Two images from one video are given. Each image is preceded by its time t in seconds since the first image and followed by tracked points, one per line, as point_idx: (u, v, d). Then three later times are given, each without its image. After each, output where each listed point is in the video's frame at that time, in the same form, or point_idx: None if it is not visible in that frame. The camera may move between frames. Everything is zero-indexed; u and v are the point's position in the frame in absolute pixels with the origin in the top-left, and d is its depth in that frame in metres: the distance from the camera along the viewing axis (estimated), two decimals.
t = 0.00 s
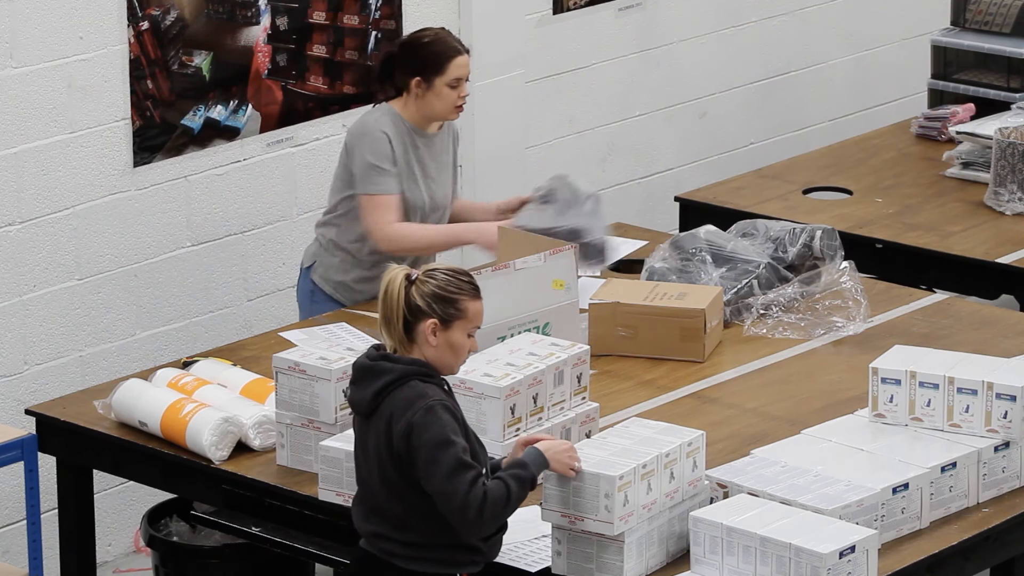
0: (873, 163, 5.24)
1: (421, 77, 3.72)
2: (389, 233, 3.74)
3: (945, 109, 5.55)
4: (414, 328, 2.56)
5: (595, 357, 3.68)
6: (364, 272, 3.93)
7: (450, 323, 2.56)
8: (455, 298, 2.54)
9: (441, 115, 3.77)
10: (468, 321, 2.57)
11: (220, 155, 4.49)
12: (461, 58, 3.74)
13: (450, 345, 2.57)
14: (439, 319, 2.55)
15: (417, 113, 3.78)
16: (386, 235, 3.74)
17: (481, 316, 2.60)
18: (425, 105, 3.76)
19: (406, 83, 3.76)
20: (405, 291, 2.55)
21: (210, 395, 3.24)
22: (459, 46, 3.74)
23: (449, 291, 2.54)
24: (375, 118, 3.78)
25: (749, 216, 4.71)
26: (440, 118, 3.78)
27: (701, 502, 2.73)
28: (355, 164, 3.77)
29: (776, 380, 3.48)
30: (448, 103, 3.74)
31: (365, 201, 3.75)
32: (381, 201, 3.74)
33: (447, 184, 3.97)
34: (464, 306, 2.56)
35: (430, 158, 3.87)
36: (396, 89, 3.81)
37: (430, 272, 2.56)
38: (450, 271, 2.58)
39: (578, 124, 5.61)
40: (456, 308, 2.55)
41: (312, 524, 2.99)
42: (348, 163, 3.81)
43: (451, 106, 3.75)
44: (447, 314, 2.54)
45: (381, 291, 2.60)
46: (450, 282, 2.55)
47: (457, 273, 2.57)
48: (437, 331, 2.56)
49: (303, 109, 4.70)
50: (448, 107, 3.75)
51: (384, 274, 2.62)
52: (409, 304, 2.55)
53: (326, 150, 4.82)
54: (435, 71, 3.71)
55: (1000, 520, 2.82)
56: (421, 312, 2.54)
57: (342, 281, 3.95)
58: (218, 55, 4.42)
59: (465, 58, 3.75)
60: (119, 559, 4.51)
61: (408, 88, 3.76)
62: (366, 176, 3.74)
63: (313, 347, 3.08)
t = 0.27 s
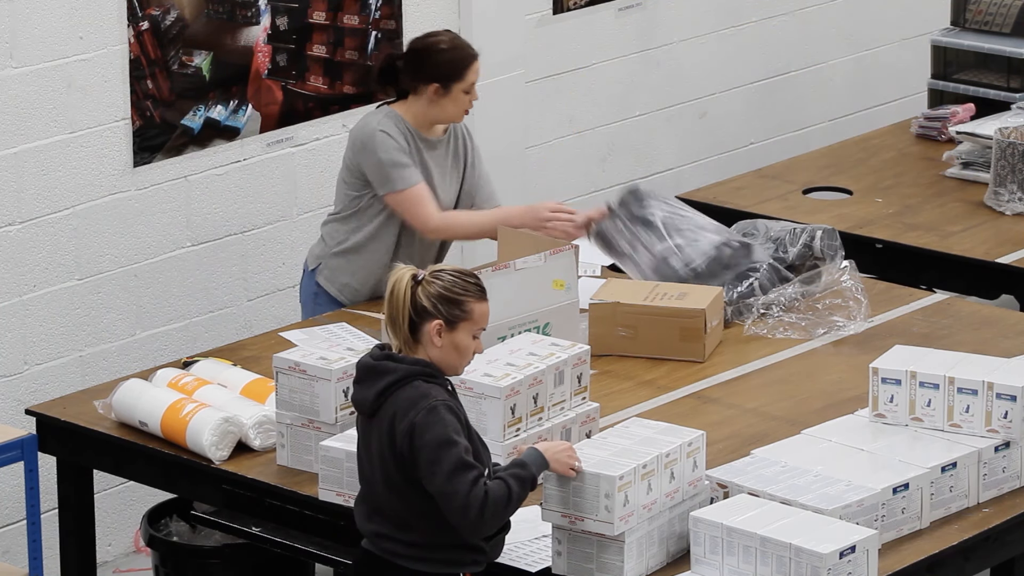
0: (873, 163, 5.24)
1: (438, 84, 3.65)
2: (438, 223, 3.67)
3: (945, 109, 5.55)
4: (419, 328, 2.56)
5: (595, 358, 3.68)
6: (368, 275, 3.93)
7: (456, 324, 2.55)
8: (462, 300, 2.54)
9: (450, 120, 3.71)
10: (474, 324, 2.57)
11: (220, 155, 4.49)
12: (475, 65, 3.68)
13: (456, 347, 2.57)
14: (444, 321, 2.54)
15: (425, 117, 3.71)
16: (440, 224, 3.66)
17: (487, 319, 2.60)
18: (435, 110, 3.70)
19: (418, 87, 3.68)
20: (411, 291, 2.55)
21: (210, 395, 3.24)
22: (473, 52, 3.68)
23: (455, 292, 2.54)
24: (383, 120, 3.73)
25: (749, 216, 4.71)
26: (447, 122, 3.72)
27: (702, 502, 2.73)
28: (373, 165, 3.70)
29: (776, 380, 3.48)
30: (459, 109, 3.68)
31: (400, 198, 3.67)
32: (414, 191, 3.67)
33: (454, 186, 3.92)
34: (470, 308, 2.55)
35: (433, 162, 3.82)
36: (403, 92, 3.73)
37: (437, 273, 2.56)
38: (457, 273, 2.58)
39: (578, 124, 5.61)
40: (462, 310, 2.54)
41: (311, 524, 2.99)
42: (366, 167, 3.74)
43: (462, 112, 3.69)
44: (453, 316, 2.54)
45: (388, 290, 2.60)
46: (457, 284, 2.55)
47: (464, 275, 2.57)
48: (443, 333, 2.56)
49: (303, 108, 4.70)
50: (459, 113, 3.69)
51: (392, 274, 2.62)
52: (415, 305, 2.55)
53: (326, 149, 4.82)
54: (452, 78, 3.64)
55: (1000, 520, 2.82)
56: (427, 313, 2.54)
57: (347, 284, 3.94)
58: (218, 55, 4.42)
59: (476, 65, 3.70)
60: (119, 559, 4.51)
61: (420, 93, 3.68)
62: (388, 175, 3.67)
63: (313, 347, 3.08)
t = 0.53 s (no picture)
0: (873, 163, 5.24)
1: (459, 98, 3.62)
2: (351, 239, 3.72)
3: (945, 109, 5.55)
4: (421, 329, 2.56)
5: (595, 358, 3.68)
6: (364, 275, 3.93)
7: (458, 326, 2.56)
8: (466, 302, 2.55)
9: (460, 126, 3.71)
10: (474, 325, 2.58)
11: (220, 155, 4.49)
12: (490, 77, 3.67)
13: (456, 348, 2.58)
14: (447, 322, 2.55)
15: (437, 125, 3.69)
16: (349, 239, 3.71)
17: (485, 320, 2.61)
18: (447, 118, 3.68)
19: (435, 97, 3.63)
20: (415, 292, 2.54)
21: (210, 395, 3.24)
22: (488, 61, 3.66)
23: (459, 294, 2.54)
24: (373, 124, 3.73)
25: (749, 216, 4.71)
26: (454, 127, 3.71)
27: (702, 502, 2.73)
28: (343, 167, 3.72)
29: (776, 381, 3.48)
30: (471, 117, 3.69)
31: (338, 201, 3.72)
32: (354, 204, 3.70)
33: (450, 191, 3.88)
34: (473, 309, 2.56)
35: (432, 167, 3.80)
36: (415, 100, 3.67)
37: (441, 274, 2.56)
38: (459, 274, 2.58)
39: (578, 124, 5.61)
40: (466, 312, 2.55)
41: (311, 524, 2.99)
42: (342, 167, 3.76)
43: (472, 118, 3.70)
44: (456, 318, 2.55)
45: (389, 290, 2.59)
46: (460, 285, 2.55)
47: (466, 277, 2.58)
48: (444, 334, 2.56)
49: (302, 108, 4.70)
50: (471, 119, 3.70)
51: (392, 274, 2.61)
52: (419, 306, 2.54)
53: (326, 149, 4.81)
54: (473, 93, 3.62)
55: (1000, 521, 2.82)
56: (430, 314, 2.54)
57: (343, 284, 3.94)
58: (218, 55, 4.42)
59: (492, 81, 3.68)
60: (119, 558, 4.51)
61: (437, 104, 3.64)
62: (345, 179, 3.69)
63: (313, 347, 3.08)
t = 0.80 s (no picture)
0: (873, 163, 5.25)
1: (449, 92, 3.63)
2: (313, 221, 3.75)
3: (945, 109, 5.55)
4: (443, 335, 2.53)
5: (595, 358, 3.68)
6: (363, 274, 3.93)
7: (476, 331, 2.56)
8: (486, 308, 2.55)
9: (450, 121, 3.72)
10: (486, 328, 2.59)
11: (220, 155, 4.48)
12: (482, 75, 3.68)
13: (470, 351, 2.57)
14: (468, 329, 2.54)
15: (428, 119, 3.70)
16: (311, 219, 3.75)
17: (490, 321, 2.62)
18: (437, 112, 3.69)
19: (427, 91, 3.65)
20: (441, 299, 2.49)
21: (210, 395, 3.24)
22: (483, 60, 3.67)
23: (480, 300, 2.54)
24: (363, 117, 3.76)
25: (749, 216, 4.71)
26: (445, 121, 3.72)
27: (701, 502, 2.73)
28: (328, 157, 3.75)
29: (776, 381, 3.48)
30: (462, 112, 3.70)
31: (312, 182, 3.76)
32: (327, 187, 3.73)
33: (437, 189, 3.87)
34: (488, 314, 2.57)
35: (421, 160, 3.81)
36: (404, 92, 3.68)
37: (461, 280, 2.54)
38: (473, 278, 2.57)
39: (578, 123, 5.61)
40: (485, 318, 2.55)
41: (312, 524, 2.99)
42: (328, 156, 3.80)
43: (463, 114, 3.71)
44: (476, 323, 2.54)
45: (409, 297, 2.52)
46: (480, 291, 2.55)
47: (480, 281, 2.57)
48: (463, 339, 2.55)
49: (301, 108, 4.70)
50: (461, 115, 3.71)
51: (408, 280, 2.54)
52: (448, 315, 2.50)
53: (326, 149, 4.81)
54: (463, 89, 3.63)
55: (1000, 520, 2.82)
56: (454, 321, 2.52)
57: (343, 285, 3.94)
58: (218, 55, 4.42)
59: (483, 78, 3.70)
60: (119, 559, 4.51)
61: (429, 97, 3.66)
62: (326, 165, 3.73)
63: (313, 347, 3.08)
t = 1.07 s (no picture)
0: (873, 164, 5.25)
1: (419, 83, 3.70)
2: (352, 234, 3.75)
3: (945, 109, 5.55)
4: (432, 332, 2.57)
5: (595, 358, 3.68)
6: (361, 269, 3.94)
7: (468, 329, 2.59)
8: (478, 307, 2.59)
9: (416, 116, 3.78)
10: (480, 327, 2.62)
11: (220, 155, 4.48)
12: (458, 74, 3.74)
13: (462, 350, 2.61)
14: (461, 326, 2.58)
15: (395, 109, 3.76)
16: (348, 237, 3.75)
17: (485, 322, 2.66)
18: (406, 105, 3.76)
19: (398, 80, 3.72)
20: (435, 298, 2.54)
21: (210, 395, 3.24)
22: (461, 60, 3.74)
23: (472, 299, 2.58)
24: (341, 115, 3.76)
25: (749, 216, 4.71)
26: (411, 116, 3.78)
27: (701, 502, 2.74)
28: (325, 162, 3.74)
29: (776, 380, 3.48)
30: (432, 109, 3.76)
31: (330, 199, 3.74)
32: (349, 199, 3.74)
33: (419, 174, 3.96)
34: (480, 314, 2.61)
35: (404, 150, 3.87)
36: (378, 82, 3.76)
37: (454, 279, 2.59)
38: (467, 278, 2.61)
39: (578, 123, 5.61)
40: (477, 316, 2.59)
41: (312, 524, 2.99)
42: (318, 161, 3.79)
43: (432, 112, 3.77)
44: (467, 322, 2.58)
45: (405, 296, 2.57)
46: (472, 290, 2.59)
47: (473, 280, 2.62)
48: (456, 337, 2.59)
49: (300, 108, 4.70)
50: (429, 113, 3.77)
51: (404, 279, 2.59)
52: (442, 313, 2.55)
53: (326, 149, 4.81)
54: (437, 81, 3.69)
55: (1000, 520, 2.82)
56: (444, 318, 2.56)
57: (340, 281, 3.95)
58: (218, 55, 4.42)
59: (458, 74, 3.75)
60: (119, 559, 4.51)
61: (398, 86, 3.73)
62: (332, 173, 3.72)
63: (313, 347, 3.08)
